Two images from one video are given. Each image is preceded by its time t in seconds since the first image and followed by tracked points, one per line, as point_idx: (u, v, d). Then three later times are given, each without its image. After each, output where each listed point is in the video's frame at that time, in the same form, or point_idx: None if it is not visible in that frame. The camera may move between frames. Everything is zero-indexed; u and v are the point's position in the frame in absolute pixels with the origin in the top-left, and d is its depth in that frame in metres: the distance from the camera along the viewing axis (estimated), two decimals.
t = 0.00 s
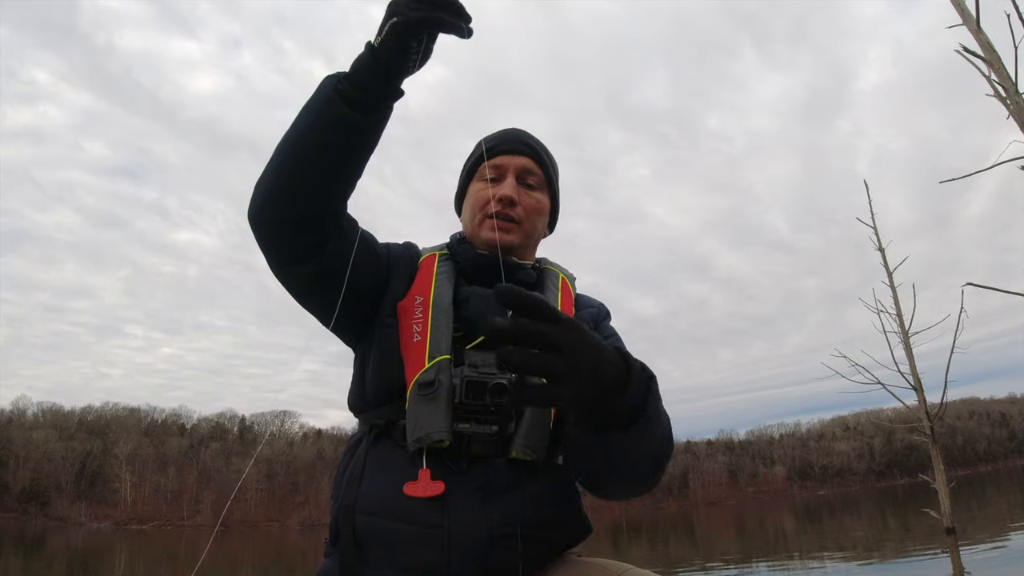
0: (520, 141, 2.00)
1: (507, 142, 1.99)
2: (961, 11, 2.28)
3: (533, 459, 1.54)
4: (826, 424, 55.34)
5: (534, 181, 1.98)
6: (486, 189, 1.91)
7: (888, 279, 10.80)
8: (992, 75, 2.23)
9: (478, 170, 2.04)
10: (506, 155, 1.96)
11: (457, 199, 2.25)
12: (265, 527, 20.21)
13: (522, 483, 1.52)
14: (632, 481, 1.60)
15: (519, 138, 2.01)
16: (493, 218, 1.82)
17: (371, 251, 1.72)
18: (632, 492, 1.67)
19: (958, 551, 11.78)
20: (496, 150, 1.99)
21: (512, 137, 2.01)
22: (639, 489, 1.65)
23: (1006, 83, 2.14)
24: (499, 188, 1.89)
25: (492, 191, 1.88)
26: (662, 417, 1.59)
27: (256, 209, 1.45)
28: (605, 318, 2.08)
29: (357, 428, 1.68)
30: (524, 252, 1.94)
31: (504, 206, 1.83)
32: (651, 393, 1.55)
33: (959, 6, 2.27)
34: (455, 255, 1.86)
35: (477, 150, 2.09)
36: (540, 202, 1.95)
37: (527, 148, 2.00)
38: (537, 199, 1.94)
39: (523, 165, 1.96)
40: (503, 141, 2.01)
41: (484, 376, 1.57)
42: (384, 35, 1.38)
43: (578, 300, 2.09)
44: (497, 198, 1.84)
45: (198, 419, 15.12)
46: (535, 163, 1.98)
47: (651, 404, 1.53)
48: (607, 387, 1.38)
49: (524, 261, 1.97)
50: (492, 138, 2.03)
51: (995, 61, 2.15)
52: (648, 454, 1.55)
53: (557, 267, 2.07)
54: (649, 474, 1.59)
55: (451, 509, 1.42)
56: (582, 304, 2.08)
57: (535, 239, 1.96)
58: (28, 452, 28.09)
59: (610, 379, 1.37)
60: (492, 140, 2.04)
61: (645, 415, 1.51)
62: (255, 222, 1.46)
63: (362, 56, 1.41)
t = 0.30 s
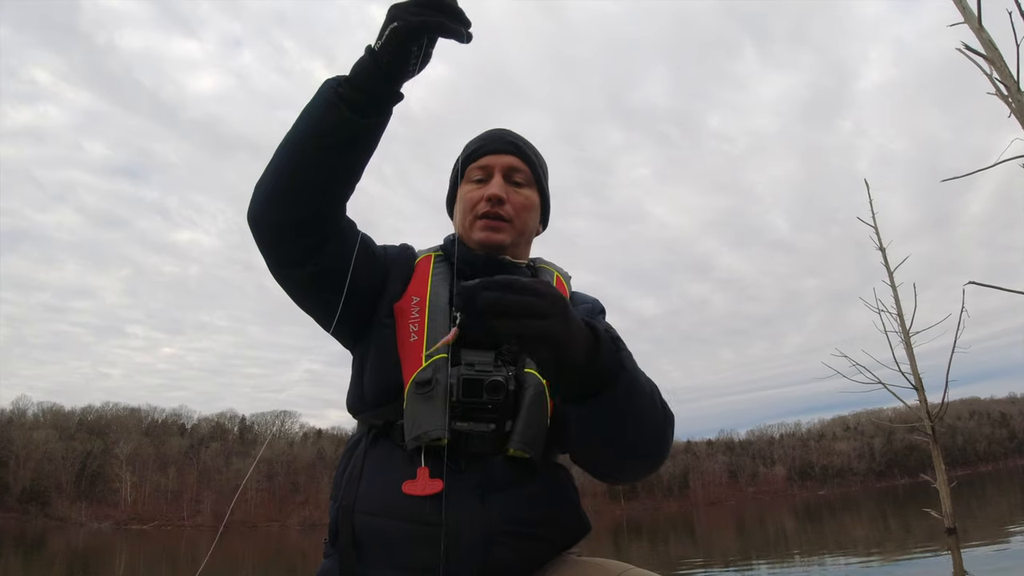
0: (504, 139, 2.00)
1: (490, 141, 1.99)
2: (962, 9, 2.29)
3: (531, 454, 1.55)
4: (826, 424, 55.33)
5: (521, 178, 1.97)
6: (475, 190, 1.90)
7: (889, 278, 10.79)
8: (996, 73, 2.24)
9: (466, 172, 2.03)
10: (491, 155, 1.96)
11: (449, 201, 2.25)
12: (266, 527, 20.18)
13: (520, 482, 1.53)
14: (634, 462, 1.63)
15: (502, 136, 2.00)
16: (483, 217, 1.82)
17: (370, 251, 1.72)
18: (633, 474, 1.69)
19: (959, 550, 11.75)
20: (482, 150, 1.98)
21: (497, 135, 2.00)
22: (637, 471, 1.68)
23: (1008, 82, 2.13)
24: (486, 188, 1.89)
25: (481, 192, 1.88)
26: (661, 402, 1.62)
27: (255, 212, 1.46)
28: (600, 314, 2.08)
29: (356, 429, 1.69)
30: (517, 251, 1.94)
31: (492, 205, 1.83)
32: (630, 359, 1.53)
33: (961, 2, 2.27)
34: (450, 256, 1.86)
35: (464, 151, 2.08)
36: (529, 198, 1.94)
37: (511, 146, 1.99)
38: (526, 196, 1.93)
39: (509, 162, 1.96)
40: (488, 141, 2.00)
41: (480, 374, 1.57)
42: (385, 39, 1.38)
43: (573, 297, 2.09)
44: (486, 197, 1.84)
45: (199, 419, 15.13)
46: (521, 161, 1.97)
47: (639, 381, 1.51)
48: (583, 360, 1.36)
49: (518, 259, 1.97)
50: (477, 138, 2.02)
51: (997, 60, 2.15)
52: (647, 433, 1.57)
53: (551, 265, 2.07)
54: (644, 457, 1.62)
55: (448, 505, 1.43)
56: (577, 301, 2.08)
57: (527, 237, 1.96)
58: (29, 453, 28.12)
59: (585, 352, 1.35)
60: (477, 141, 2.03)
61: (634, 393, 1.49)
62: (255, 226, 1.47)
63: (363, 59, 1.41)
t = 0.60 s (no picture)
0: (492, 138, 1.98)
1: (477, 141, 1.98)
2: (964, 7, 2.28)
3: (528, 453, 1.54)
4: (827, 424, 55.30)
5: (510, 177, 1.96)
6: (465, 192, 1.90)
7: (890, 277, 10.78)
8: (998, 70, 2.22)
9: (455, 174, 2.03)
10: (479, 155, 1.95)
11: (440, 203, 2.25)
12: (266, 527, 20.14)
13: (518, 480, 1.52)
14: (631, 458, 1.62)
15: (490, 135, 1.99)
16: (475, 218, 1.82)
17: (366, 252, 1.72)
18: (629, 467, 1.69)
19: (961, 550, 11.72)
20: (470, 151, 1.97)
21: (484, 135, 1.99)
22: (636, 463, 1.68)
23: (1009, 79, 2.11)
24: (476, 189, 1.88)
25: (470, 194, 1.87)
26: (656, 397, 1.61)
27: (253, 215, 1.46)
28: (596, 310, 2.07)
29: (354, 430, 1.69)
30: (510, 250, 1.93)
31: (483, 206, 1.82)
32: (620, 350, 1.52)
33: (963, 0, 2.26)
34: (444, 256, 1.86)
35: (452, 153, 2.08)
36: (519, 197, 1.93)
37: (500, 145, 1.98)
38: (515, 194, 1.92)
39: (497, 162, 1.94)
40: (475, 141, 1.99)
41: (476, 373, 1.57)
42: (384, 43, 1.38)
43: (568, 295, 2.08)
44: (476, 199, 1.83)
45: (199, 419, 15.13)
46: (509, 160, 1.95)
47: (631, 371, 1.51)
48: (572, 350, 1.37)
49: (512, 258, 1.97)
50: (464, 140, 2.02)
51: (998, 58, 2.14)
52: (644, 424, 1.56)
53: (547, 264, 2.07)
54: (644, 449, 1.62)
55: (447, 504, 1.43)
56: (572, 298, 2.07)
57: (520, 235, 1.94)
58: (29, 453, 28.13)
59: (571, 337, 1.35)
60: (464, 142, 2.02)
61: (625, 383, 1.48)
62: (252, 229, 1.47)
63: (362, 62, 1.42)
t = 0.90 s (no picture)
0: (486, 138, 1.97)
1: (470, 141, 1.97)
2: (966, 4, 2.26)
3: (528, 450, 1.54)
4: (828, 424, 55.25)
5: (504, 177, 1.94)
6: (459, 193, 1.90)
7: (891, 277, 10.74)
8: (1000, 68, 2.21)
9: (449, 176, 2.03)
10: (472, 157, 1.95)
11: (435, 204, 2.25)
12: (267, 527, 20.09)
13: (519, 479, 1.53)
14: (635, 453, 1.63)
15: (482, 135, 1.98)
16: (470, 219, 1.81)
17: (365, 252, 1.73)
18: (632, 462, 1.69)
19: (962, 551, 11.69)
20: (463, 152, 1.97)
21: (477, 136, 1.98)
22: (639, 459, 1.68)
23: (1010, 77, 2.10)
24: (470, 190, 1.88)
25: (464, 194, 1.87)
26: (660, 394, 1.61)
27: (252, 216, 1.46)
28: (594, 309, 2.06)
29: (354, 430, 1.69)
30: (507, 249, 1.92)
31: (478, 206, 1.81)
32: (625, 345, 1.51)
33: None
34: (441, 256, 1.86)
35: (446, 154, 2.08)
36: (515, 196, 1.92)
37: (493, 145, 1.97)
38: (510, 194, 1.91)
39: (490, 162, 1.94)
40: (468, 142, 1.99)
41: (476, 373, 1.59)
42: (386, 44, 1.38)
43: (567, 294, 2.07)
44: (471, 199, 1.83)
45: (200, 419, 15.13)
46: (503, 159, 1.95)
47: (638, 366, 1.51)
48: (579, 348, 1.37)
49: (509, 257, 1.96)
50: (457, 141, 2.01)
51: (1001, 55, 2.13)
52: (649, 422, 1.57)
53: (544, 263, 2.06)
54: (649, 445, 1.62)
55: (448, 504, 1.43)
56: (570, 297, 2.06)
57: (517, 234, 1.94)
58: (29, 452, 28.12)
59: (579, 338, 1.35)
60: (457, 144, 2.02)
61: (631, 380, 1.49)
62: (251, 229, 1.47)
63: (362, 63, 1.42)
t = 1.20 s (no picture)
0: (480, 136, 1.97)
1: (464, 141, 1.97)
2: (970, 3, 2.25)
3: (530, 449, 1.54)
4: (828, 425, 55.21)
5: (499, 176, 1.95)
6: (454, 194, 1.90)
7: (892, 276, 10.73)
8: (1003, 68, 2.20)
9: (445, 175, 2.03)
10: (467, 156, 1.94)
11: (432, 203, 2.25)
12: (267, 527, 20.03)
13: (518, 478, 1.53)
14: (638, 447, 1.63)
15: (477, 134, 1.97)
16: (468, 219, 1.82)
17: (364, 251, 1.73)
18: (636, 455, 1.70)
19: (964, 551, 11.68)
20: (458, 152, 1.97)
21: (472, 134, 1.98)
22: (644, 451, 1.69)
23: (1014, 76, 2.09)
24: (465, 191, 1.88)
25: (461, 195, 1.87)
26: (667, 387, 1.61)
27: (250, 219, 1.46)
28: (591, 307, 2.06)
29: (353, 431, 1.69)
30: (505, 248, 1.92)
31: (474, 206, 1.81)
32: (633, 337, 1.51)
33: None
34: (439, 257, 1.87)
35: (442, 153, 2.08)
36: (511, 194, 1.93)
37: (488, 144, 1.96)
38: (506, 193, 1.91)
39: (485, 161, 1.93)
40: (463, 141, 1.98)
41: (475, 373, 1.59)
42: (389, 47, 1.38)
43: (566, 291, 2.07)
44: (467, 200, 1.83)
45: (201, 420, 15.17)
46: (498, 158, 1.94)
47: (645, 359, 1.51)
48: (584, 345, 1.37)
49: (508, 254, 1.96)
50: (452, 141, 2.01)
51: (1003, 54, 2.12)
52: (656, 416, 1.56)
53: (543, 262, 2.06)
54: (654, 437, 1.63)
55: (448, 504, 1.43)
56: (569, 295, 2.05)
57: (514, 233, 1.94)
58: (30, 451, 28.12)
59: (588, 337, 1.34)
60: (452, 143, 2.02)
61: (638, 373, 1.48)
62: (250, 230, 1.47)
63: (364, 66, 1.42)
